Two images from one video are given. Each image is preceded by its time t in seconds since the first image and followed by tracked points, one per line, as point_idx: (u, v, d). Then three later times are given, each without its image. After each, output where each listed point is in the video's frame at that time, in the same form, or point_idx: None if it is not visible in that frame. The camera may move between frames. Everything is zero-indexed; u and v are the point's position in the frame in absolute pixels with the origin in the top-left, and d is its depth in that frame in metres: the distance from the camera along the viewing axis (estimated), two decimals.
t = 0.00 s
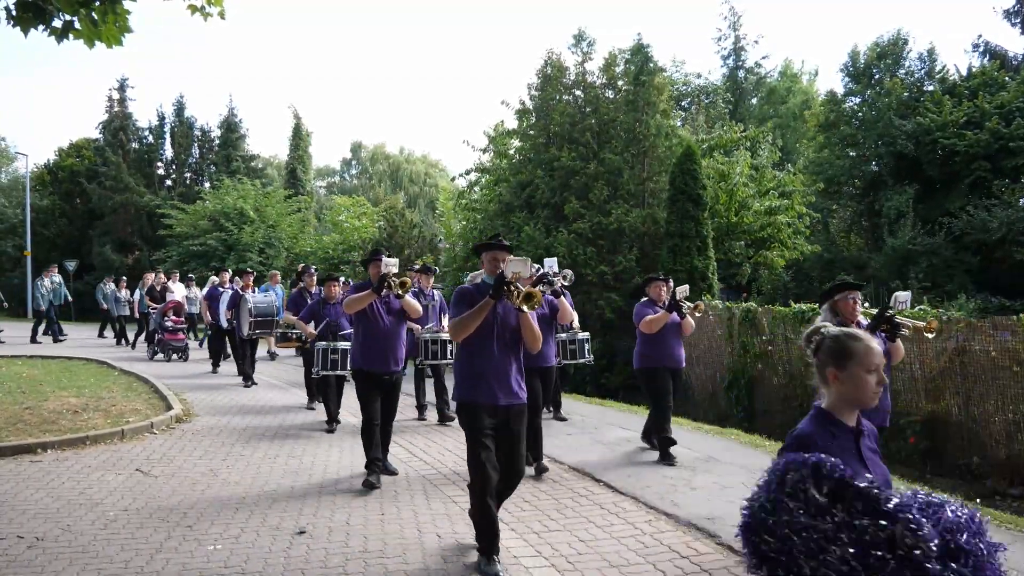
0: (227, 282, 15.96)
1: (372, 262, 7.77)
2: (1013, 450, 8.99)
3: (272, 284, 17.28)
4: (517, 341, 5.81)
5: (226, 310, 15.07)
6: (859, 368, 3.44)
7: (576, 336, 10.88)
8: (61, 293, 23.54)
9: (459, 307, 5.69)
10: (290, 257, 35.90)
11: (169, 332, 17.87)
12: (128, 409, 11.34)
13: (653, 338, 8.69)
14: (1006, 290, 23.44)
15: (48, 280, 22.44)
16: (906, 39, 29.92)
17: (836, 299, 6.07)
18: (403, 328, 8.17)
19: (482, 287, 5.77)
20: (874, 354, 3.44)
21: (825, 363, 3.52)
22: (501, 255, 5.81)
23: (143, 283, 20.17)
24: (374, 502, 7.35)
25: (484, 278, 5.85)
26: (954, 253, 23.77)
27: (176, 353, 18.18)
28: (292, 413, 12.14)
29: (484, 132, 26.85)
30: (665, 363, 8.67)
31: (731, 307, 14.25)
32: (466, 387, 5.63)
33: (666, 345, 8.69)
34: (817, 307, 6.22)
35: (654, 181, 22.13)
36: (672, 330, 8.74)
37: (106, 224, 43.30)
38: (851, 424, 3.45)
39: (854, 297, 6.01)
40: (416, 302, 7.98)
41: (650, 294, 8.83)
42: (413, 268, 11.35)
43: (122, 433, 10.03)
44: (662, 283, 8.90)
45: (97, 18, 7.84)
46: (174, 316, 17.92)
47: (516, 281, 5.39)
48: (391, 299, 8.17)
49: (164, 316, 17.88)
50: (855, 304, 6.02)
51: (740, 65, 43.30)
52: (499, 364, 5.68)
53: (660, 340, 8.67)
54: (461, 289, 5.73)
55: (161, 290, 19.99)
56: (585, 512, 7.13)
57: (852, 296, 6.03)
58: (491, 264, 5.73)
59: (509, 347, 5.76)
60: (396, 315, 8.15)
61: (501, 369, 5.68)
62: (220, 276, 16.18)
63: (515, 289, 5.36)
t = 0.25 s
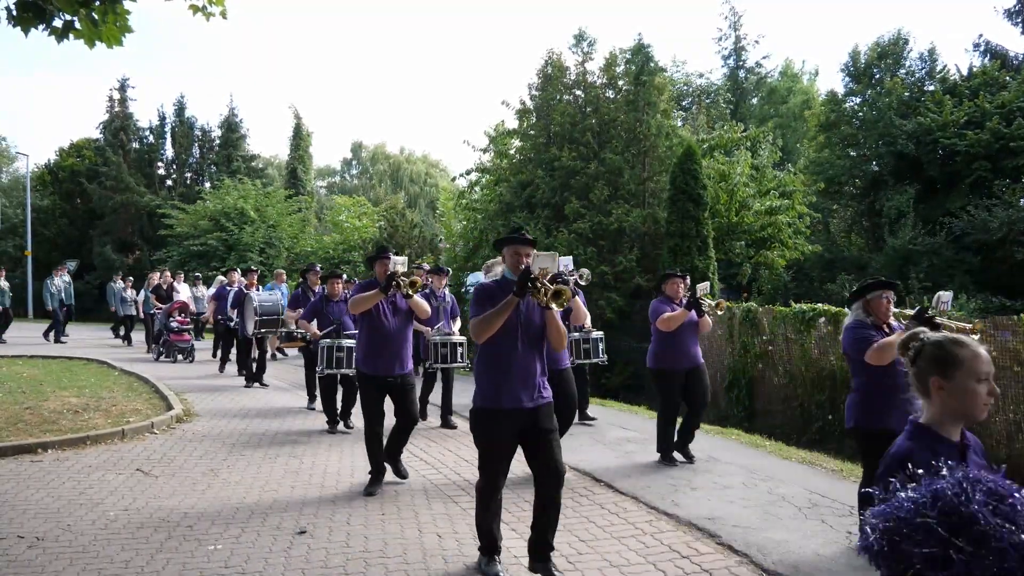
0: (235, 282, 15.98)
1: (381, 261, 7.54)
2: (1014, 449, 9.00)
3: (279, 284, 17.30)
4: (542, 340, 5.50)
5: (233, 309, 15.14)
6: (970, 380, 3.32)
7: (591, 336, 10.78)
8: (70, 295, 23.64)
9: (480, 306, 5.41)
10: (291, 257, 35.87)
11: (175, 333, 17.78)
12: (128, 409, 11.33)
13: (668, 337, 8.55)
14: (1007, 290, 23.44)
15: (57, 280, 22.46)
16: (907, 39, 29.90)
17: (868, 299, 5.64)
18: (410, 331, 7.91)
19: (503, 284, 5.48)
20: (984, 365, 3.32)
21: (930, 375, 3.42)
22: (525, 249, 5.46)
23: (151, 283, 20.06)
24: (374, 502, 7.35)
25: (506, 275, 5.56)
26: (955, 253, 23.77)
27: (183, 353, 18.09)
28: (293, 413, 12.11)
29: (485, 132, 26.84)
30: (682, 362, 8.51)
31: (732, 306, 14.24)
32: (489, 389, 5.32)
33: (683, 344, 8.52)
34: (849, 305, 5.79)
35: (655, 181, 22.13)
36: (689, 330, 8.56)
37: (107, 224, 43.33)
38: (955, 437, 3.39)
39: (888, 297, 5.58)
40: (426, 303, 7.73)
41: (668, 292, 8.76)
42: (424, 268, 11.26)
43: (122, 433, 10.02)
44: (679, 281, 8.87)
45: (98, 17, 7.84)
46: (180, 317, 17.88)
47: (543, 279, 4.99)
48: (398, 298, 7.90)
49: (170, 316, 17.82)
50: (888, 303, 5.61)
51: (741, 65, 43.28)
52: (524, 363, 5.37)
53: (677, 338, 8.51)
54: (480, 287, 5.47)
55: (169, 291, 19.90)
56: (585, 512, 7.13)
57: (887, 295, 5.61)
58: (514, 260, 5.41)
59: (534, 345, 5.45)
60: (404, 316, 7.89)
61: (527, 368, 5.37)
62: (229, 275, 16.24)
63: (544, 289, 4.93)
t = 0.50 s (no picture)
0: (239, 283, 15.91)
1: (397, 262, 7.20)
2: (1014, 449, 8.99)
3: (286, 285, 17.24)
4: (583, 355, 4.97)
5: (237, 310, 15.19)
6: None
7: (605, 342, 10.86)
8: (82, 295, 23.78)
9: (513, 318, 4.93)
10: (291, 257, 35.86)
11: (181, 334, 17.72)
12: (129, 409, 11.33)
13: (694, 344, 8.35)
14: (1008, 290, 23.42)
15: (66, 281, 22.60)
16: (907, 39, 29.88)
17: (908, 304, 5.63)
18: (427, 334, 7.50)
19: (538, 294, 5.03)
20: None
21: None
22: (558, 257, 5.01)
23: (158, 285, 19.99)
24: (374, 501, 7.36)
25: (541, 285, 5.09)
26: (955, 253, 23.76)
27: (188, 355, 18.05)
28: (295, 414, 12.10)
29: (485, 132, 26.85)
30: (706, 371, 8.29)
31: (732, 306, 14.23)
32: (523, 408, 4.80)
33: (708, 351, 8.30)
34: (887, 313, 5.78)
35: (655, 180, 22.13)
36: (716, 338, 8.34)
37: (108, 224, 43.37)
38: None
39: (928, 301, 5.57)
40: (442, 305, 7.34)
41: (692, 295, 8.43)
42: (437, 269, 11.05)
43: (123, 433, 10.02)
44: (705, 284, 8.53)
45: (98, 18, 7.84)
46: (186, 318, 17.76)
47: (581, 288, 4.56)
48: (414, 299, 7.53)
49: (177, 317, 17.69)
50: (929, 308, 5.59)
51: (742, 65, 43.38)
52: (562, 380, 4.84)
53: (703, 344, 8.28)
54: (514, 297, 4.98)
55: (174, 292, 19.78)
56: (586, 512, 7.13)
57: (927, 299, 5.58)
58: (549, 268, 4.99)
59: (574, 360, 4.92)
60: (420, 320, 7.49)
61: (565, 385, 4.83)
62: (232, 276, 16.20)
63: (580, 299, 4.51)
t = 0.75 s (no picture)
0: (240, 283, 15.54)
1: (414, 258, 7.00)
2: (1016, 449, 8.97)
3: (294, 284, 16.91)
4: (612, 359, 4.78)
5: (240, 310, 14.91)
6: None
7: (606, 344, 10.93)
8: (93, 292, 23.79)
9: (540, 319, 4.73)
10: (292, 257, 35.85)
11: (186, 335, 17.43)
12: (130, 409, 11.32)
13: (716, 341, 7.91)
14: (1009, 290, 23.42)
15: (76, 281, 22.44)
16: (908, 39, 29.87)
17: (948, 304, 5.51)
18: (445, 333, 7.27)
19: (567, 295, 4.82)
20: None
21: None
22: (589, 258, 4.81)
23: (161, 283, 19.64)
24: (374, 501, 7.36)
25: (570, 285, 4.89)
26: (956, 253, 23.77)
27: (194, 355, 17.79)
28: (295, 414, 12.08)
29: (486, 132, 26.84)
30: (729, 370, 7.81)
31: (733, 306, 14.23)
32: (548, 413, 4.61)
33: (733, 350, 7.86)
34: (927, 314, 5.68)
35: (656, 180, 22.12)
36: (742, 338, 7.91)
37: (108, 224, 43.38)
38: None
39: (969, 301, 5.45)
40: (464, 305, 7.13)
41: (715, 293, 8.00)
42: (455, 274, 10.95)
43: (123, 433, 10.02)
44: (727, 282, 8.11)
45: (99, 17, 7.84)
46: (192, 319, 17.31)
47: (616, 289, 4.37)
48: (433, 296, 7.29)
49: (183, 317, 17.29)
50: (971, 309, 5.46)
51: (743, 65, 43.47)
52: (590, 385, 4.65)
53: (728, 341, 7.85)
54: (541, 297, 4.78)
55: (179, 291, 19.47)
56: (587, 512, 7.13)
57: (968, 301, 5.45)
58: (579, 268, 4.79)
59: (602, 365, 4.73)
60: (439, 319, 7.27)
61: (593, 390, 4.65)
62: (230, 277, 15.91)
63: (618, 303, 4.32)
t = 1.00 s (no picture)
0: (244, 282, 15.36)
1: (423, 261, 6.53)
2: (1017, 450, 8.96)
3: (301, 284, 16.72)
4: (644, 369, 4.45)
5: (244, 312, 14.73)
6: None
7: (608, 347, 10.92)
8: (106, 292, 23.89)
9: (569, 329, 4.38)
10: (293, 257, 35.85)
11: (191, 337, 17.26)
12: (131, 409, 11.34)
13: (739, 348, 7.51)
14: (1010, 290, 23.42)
15: (85, 282, 22.51)
16: (908, 39, 29.88)
17: (995, 310, 5.36)
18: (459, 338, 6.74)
19: (595, 302, 4.49)
20: None
21: None
22: (619, 261, 4.46)
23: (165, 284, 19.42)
24: (376, 502, 7.35)
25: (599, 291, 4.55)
26: (957, 253, 23.77)
27: (199, 356, 17.62)
28: (298, 414, 12.08)
29: (487, 132, 26.85)
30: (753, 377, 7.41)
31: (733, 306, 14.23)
32: (578, 426, 4.27)
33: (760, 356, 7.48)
34: (972, 321, 5.53)
35: (656, 181, 22.14)
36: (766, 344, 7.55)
37: (109, 224, 43.46)
38: None
39: (1019, 307, 5.30)
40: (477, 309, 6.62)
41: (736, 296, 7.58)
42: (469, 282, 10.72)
43: (124, 433, 10.04)
44: (748, 285, 7.67)
45: (101, 18, 7.84)
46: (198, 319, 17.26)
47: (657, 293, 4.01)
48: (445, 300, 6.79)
49: (188, 319, 17.17)
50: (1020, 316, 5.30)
51: (744, 65, 43.57)
52: (623, 394, 4.30)
53: (753, 349, 7.42)
54: (569, 305, 4.45)
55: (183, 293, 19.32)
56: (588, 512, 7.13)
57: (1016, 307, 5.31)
58: (609, 274, 4.45)
59: (637, 376, 4.38)
60: (451, 325, 6.73)
61: (627, 400, 4.30)
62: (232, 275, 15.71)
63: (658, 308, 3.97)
